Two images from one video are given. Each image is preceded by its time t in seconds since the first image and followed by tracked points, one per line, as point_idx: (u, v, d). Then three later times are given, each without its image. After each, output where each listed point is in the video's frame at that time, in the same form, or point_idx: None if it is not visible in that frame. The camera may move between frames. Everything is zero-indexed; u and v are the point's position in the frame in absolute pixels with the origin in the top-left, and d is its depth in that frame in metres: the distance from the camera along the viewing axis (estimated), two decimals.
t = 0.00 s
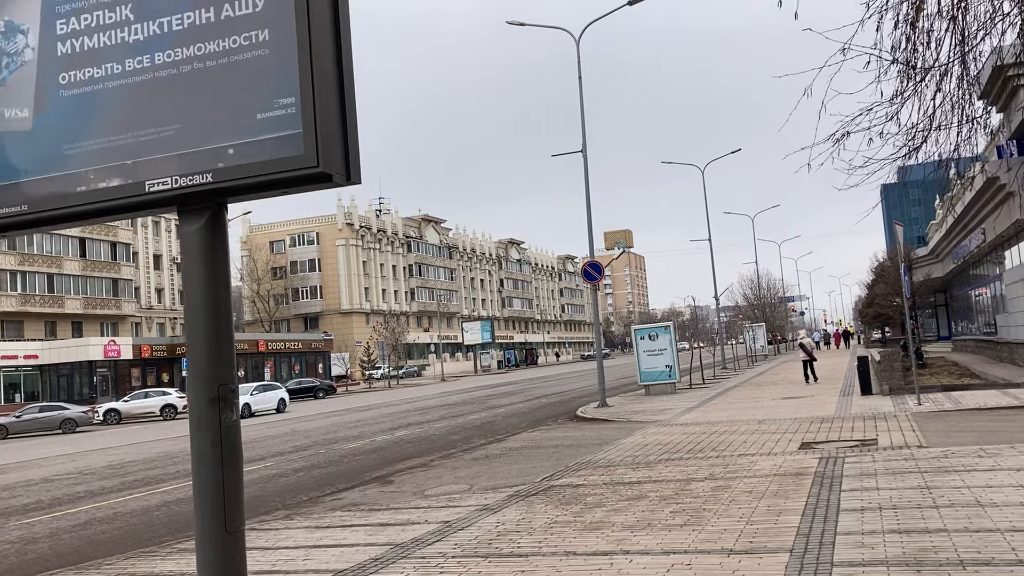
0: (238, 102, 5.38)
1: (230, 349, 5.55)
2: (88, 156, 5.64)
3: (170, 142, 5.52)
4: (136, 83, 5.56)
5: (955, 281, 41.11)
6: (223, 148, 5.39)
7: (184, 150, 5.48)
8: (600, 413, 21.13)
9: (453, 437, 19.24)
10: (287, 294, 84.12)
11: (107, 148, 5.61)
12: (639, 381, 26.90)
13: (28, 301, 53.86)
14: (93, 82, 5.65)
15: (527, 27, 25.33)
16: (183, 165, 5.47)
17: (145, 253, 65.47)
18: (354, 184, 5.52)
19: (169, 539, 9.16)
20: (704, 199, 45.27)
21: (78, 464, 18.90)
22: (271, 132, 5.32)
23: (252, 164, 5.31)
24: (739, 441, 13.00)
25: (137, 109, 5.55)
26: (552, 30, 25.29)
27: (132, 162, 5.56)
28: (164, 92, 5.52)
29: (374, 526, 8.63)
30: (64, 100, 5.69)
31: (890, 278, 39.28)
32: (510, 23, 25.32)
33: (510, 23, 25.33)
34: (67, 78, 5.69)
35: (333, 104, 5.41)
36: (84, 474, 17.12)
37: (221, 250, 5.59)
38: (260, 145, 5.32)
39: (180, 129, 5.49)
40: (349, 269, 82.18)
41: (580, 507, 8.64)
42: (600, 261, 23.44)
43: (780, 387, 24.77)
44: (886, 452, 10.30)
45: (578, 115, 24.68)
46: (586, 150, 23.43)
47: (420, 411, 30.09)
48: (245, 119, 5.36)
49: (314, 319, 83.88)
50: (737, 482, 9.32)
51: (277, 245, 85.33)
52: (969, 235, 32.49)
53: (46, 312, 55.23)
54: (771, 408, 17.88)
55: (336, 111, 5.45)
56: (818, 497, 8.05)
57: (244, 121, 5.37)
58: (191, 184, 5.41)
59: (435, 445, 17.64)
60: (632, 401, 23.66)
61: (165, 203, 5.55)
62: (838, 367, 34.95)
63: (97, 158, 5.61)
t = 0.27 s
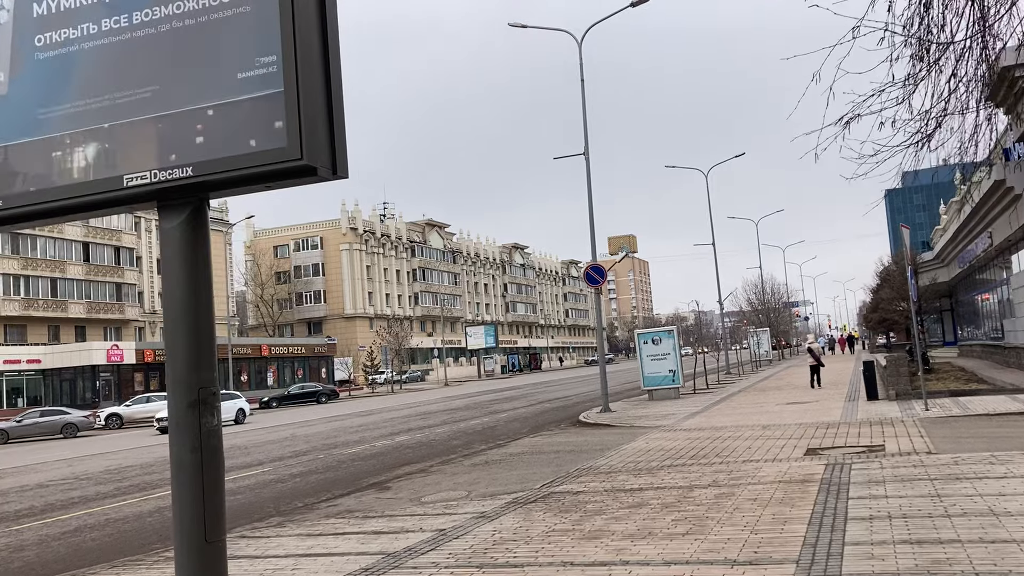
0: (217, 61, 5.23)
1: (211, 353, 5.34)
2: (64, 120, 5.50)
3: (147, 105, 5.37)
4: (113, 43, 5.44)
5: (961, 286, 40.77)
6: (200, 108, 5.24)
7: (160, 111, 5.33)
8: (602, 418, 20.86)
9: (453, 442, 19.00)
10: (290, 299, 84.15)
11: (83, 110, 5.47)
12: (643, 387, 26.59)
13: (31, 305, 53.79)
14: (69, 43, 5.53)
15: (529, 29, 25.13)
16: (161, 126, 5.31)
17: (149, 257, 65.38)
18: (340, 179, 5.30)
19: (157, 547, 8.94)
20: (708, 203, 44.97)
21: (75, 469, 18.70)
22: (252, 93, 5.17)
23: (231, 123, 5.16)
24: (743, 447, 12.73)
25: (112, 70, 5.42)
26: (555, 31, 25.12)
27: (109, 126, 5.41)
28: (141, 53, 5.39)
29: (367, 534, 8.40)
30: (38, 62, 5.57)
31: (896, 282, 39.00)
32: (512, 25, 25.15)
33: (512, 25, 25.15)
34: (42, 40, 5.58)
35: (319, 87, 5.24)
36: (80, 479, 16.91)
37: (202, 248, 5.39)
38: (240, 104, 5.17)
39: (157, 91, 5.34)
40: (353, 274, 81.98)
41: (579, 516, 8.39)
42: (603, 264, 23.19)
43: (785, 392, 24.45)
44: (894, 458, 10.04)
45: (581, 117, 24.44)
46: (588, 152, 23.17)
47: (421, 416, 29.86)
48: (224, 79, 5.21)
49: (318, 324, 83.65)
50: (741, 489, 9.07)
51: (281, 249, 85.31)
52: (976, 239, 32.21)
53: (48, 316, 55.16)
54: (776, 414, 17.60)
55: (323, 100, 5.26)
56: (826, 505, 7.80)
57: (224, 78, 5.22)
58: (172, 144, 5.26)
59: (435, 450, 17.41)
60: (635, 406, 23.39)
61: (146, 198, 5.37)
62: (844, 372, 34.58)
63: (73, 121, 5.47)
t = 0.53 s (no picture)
0: (191, 25, 5.06)
1: (188, 364, 5.10)
2: (35, 87, 5.36)
3: (118, 69, 5.20)
4: (84, 5, 5.29)
5: (966, 291, 40.45)
6: (174, 71, 5.07)
7: (133, 74, 5.17)
8: (603, 425, 20.59)
9: (452, 450, 18.72)
10: (292, 303, 84.09)
11: (53, 75, 5.31)
12: (644, 393, 26.29)
13: (31, 310, 53.70)
14: (39, 6, 5.38)
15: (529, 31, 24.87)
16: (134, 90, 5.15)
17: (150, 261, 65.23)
18: (324, 183, 5.07)
19: (141, 562, 8.68)
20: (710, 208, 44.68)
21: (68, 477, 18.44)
22: (228, 53, 5.00)
23: (206, 86, 4.99)
24: (746, 456, 12.46)
25: (83, 32, 5.26)
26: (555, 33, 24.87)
27: (79, 92, 5.25)
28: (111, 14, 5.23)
29: (357, 549, 8.14)
30: (8, 27, 5.44)
31: (900, 287, 38.70)
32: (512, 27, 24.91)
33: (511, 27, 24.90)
34: (11, 4, 5.44)
35: (300, 80, 5.03)
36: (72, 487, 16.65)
37: (179, 253, 5.16)
38: (214, 66, 5.00)
39: (130, 54, 5.17)
40: (355, 278, 81.81)
41: (577, 530, 8.13)
42: (604, 269, 22.93)
43: (789, 399, 24.16)
44: (901, 469, 9.76)
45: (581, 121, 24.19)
46: (588, 156, 22.89)
47: (421, 422, 29.59)
48: (197, 39, 5.04)
49: (319, 329, 83.42)
50: (744, 502, 8.79)
51: (282, 254, 85.29)
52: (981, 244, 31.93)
53: (49, 321, 55.05)
54: (780, 422, 17.32)
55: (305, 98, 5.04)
56: (831, 519, 7.53)
57: (198, 40, 5.05)
58: (144, 108, 5.11)
59: (432, 459, 17.13)
60: (636, 412, 23.11)
61: (120, 202, 5.15)
62: (848, 377, 34.27)
63: (43, 86, 5.32)
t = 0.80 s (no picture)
0: None
1: (155, 367, 4.87)
2: None
3: (82, 22, 5.08)
4: None
5: (968, 294, 40.14)
6: (140, 24, 4.95)
7: (95, 27, 5.04)
8: (602, 430, 20.32)
9: (447, 455, 18.47)
10: (292, 307, 84.00)
11: (14, 30, 5.22)
12: (644, 397, 26.01)
13: (29, 314, 53.50)
14: None
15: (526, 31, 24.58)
16: (98, 45, 5.03)
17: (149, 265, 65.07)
18: (297, 177, 4.84)
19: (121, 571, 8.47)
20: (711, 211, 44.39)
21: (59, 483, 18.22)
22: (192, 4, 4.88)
23: (171, 38, 4.87)
24: (745, 462, 12.20)
25: None
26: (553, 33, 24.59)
27: (41, 46, 5.13)
28: None
29: (342, 558, 7.92)
30: None
31: (902, 291, 38.41)
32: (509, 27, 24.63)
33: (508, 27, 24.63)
34: None
35: (272, 69, 4.83)
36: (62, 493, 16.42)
37: (145, 251, 4.93)
38: (179, 16, 4.86)
39: (95, 6, 5.05)
40: (355, 282, 81.59)
41: (568, 539, 7.89)
42: (603, 272, 22.68)
43: (790, 403, 23.88)
44: (903, 475, 9.52)
45: (580, 122, 23.94)
46: (586, 157, 22.63)
47: (418, 427, 29.33)
48: None
49: (319, 333, 83.18)
50: (741, 509, 8.54)
51: (282, 258, 85.15)
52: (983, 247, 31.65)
53: (47, 325, 54.84)
54: (780, 426, 17.05)
55: (277, 87, 4.84)
56: (830, 528, 7.28)
57: None
58: (109, 64, 4.97)
59: (428, 464, 16.89)
60: (636, 417, 22.85)
61: (86, 199, 4.91)
62: (850, 381, 33.99)
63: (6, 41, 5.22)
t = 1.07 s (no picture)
0: None
1: (114, 372, 4.60)
2: None
3: None
4: None
5: (970, 296, 39.86)
6: None
7: None
8: (598, 433, 20.07)
9: (442, 458, 18.22)
10: (290, 308, 83.84)
11: None
12: (641, 400, 25.76)
13: (26, 316, 53.31)
14: None
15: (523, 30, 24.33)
16: None
17: (147, 267, 64.91)
18: (262, 172, 4.62)
19: None
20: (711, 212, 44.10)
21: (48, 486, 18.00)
22: None
23: None
24: (741, 467, 11.94)
25: None
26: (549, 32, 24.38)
27: None
28: None
29: (323, 568, 7.69)
30: None
31: (903, 292, 38.12)
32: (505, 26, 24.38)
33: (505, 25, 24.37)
34: None
35: (235, 56, 4.61)
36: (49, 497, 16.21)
37: (104, 249, 4.67)
38: None
39: None
40: (354, 283, 81.37)
41: (556, 549, 7.65)
42: (600, 274, 22.45)
43: (790, 406, 23.62)
44: (903, 482, 9.27)
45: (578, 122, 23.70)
46: (583, 157, 22.36)
47: (414, 429, 29.11)
48: None
49: (317, 334, 82.99)
50: (736, 518, 8.28)
51: (281, 259, 84.99)
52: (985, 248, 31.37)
53: (44, 326, 54.70)
54: (779, 430, 16.80)
55: (240, 76, 4.62)
56: (827, 538, 7.02)
57: None
58: (64, 15, 4.79)
59: (421, 468, 16.64)
60: (633, 420, 22.60)
61: (39, 192, 4.67)
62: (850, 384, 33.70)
63: None
